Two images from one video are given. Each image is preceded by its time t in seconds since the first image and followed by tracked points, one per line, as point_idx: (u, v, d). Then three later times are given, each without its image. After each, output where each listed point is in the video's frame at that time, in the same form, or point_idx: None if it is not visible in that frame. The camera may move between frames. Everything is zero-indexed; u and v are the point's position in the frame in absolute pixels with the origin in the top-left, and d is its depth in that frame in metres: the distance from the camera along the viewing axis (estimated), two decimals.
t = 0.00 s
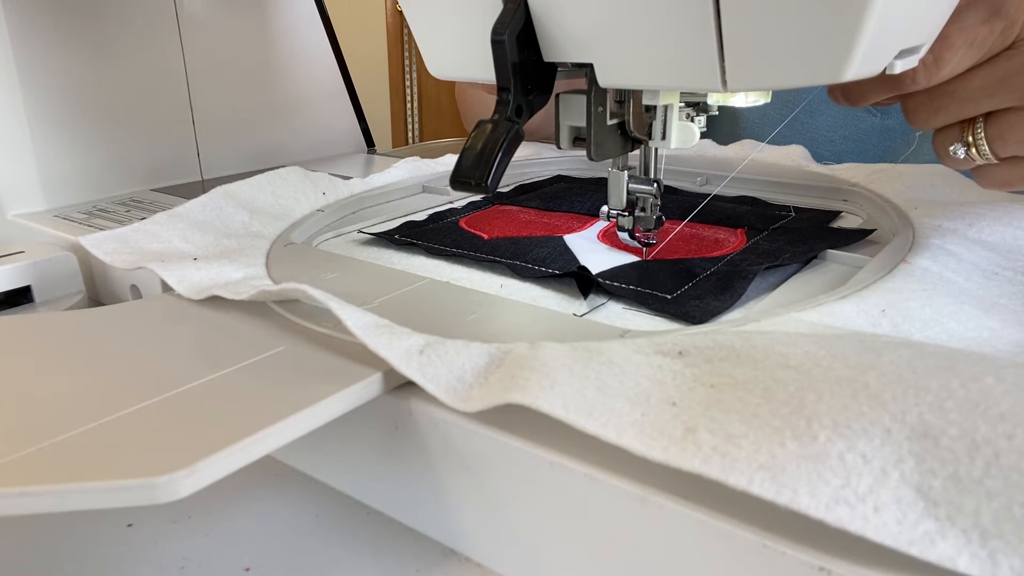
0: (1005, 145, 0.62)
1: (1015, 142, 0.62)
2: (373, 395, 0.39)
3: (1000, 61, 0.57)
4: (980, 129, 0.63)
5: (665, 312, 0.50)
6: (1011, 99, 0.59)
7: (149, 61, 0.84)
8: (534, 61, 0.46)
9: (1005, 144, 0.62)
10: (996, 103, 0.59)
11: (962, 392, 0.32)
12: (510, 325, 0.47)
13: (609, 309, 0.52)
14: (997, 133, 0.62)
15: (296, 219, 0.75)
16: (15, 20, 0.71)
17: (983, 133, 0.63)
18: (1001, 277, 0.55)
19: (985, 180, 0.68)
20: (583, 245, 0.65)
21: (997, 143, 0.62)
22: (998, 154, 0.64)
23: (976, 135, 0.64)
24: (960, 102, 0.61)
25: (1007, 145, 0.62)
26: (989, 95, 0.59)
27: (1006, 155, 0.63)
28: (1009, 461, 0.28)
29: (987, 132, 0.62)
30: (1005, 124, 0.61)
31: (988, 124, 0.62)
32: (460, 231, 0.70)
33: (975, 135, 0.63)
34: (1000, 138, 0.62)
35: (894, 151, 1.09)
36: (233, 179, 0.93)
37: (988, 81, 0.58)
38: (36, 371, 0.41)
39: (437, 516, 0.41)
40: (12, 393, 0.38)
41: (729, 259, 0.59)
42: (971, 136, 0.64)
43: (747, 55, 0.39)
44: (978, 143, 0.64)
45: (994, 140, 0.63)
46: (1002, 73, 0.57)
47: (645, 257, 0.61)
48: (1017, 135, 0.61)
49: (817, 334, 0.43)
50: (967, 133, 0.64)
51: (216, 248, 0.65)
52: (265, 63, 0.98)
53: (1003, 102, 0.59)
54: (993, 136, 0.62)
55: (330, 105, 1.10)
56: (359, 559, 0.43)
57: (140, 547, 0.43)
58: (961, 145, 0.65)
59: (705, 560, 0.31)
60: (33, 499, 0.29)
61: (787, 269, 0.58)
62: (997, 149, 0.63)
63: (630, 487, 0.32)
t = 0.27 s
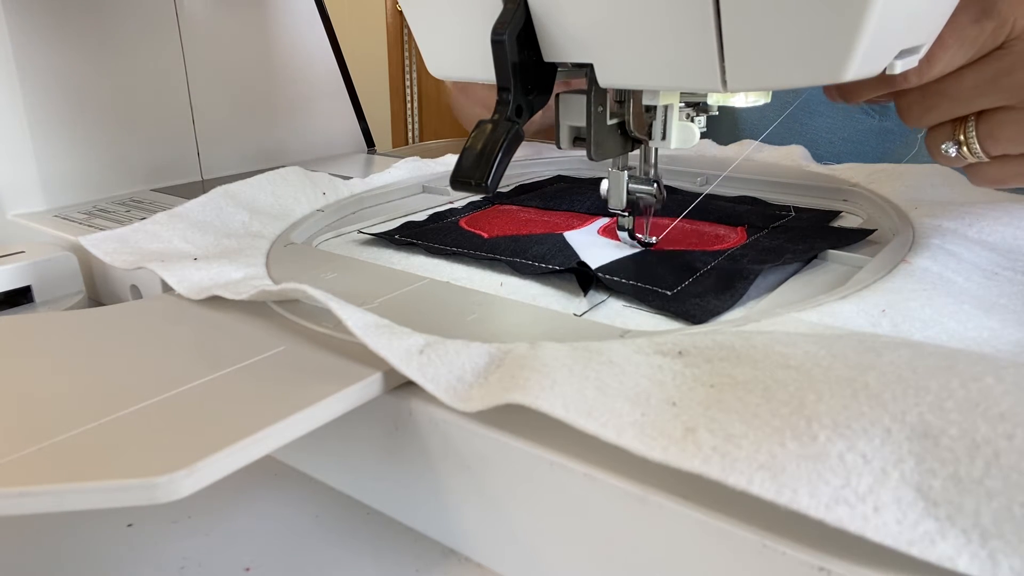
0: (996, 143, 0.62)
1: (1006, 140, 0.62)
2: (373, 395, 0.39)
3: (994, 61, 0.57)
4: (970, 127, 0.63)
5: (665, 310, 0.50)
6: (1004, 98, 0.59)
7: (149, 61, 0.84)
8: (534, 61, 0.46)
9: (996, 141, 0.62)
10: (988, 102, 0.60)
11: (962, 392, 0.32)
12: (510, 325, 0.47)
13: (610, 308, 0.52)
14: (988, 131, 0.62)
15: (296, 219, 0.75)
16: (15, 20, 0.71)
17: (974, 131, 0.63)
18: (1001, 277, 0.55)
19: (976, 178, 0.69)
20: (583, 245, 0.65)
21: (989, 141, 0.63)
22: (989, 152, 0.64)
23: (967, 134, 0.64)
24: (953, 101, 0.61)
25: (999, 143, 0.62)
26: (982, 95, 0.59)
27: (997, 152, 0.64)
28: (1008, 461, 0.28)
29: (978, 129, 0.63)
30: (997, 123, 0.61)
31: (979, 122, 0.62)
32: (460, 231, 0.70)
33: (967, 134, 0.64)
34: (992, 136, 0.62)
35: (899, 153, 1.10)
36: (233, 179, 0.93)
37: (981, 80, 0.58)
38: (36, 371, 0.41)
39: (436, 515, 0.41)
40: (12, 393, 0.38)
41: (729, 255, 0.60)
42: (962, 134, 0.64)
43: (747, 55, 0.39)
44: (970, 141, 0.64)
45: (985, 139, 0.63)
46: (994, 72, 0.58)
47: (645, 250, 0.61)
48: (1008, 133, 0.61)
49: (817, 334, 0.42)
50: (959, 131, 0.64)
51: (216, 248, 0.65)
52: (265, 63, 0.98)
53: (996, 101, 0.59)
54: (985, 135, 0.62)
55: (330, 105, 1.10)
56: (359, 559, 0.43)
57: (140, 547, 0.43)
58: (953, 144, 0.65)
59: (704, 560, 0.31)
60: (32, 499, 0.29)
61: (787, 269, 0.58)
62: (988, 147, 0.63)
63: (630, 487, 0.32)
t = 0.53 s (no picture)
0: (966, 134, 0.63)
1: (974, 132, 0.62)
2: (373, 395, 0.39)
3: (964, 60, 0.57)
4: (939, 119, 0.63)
5: (665, 312, 0.50)
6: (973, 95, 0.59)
7: (149, 60, 0.84)
8: (534, 61, 0.46)
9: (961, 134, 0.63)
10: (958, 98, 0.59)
11: (962, 392, 0.32)
12: (510, 325, 0.47)
13: (609, 309, 0.52)
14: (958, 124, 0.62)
15: (296, 219, 0.75)
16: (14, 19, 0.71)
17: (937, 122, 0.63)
18: (1001, 277, 0.55)
19: (943, 166, 0.69)
20: (583, 245, 0.65)
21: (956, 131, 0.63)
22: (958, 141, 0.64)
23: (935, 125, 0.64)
24: (923, 92, 0.60)
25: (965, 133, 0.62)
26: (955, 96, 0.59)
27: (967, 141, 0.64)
28: (1008, 461, 0.28)
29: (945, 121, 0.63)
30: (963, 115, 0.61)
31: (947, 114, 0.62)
32: (460, 231, 0.70)
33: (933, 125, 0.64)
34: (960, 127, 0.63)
35: (897, 154, 1.08)
36: (233, 179, 0.93)
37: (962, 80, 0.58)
38: (36, 371, 0.41)
39: (436, 515, 0.41)
40: (12, 393, 0.38)
41: (729, 259, 0.59)
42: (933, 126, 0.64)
43: (746, 56, 0.39)
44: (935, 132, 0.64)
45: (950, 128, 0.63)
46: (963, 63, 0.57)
47: (645, 257, 0.61)
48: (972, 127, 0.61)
49: (817, 334, 0.42)
50: (927, 122, 0.64)
51: (216, 248, 0.65)
52: (265, 62, 0.98)
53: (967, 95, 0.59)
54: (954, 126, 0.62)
55: (330, 105, 1.10)
56: (359, 558, 0.43)
57: (140, 547, 0.43)
58: (920, 134, 0.65)
59: (704, 560, 0.31)
60: (32, 498, 0.29)
61: (787, 269, 0.58)
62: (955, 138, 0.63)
63: (630, 487, 0.32)
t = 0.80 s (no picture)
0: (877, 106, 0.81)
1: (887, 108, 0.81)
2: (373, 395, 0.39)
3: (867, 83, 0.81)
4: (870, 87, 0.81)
5: (665, 312, 0.50)
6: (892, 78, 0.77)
7: (149, 61, 0.84)
8: (534, 61, 0.46)
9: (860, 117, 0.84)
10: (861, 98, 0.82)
11: (962, 392, 0.32)
12: (510, 324, 0.47)
13: (610, 309, 0.52)
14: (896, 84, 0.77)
15: (296, 219, 0.75)
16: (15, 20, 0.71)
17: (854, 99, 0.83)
18: (1001, 277, 0.55)
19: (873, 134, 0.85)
20: (583, 245, 0.65)
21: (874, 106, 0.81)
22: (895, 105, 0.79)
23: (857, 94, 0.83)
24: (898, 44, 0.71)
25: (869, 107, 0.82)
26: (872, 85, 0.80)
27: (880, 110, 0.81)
28: (1008, 460, 0.28)
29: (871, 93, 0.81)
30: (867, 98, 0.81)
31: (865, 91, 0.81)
32: (460, 231, 0.70)
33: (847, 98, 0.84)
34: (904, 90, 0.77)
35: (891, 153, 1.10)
36: (233, 179, 0.93)
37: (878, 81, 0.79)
38: (36, 371, 0.41)
39: (436, 515, 0.41)
40: (12, 392, 0.38)
41: (729, 259, 0.59)
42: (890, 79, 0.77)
43: (746, 56, 0.39)
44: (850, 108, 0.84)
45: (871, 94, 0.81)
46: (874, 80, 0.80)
47: (645, 257, 0.61)
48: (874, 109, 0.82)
49: (817, 334, 0.42)
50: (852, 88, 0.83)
51: (216, 248, 0.65)
52: (265, 62, 0.98)
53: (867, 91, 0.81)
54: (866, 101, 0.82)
55: (330, 105, 1.10)
56: (359, 559, 0.42)
57: (140, 547, 0.43)
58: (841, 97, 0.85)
59: (705, 561, 0.31)
60: (32, 499, 0.29)
61: (787, 269, 0.58)
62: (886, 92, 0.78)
63: (630, 487, 0.32)
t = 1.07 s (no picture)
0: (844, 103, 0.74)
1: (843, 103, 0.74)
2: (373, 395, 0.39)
3: (895, 76, 0.72)
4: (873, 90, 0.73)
5: (665, 312, 0.50)
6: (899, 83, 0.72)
7: (150, 61, 0.84)
8: (534, 61, 0.46)
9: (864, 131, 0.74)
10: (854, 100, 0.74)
11: (961, 392, 0.32)
12: (510, 324, 0.47)
13: (610, 309, 0.52)
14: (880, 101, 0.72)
15: (296, 219, 0.75)
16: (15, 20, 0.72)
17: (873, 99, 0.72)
18: (1001, 277, 0.55)
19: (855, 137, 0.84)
20: (583, 245, 0.65)
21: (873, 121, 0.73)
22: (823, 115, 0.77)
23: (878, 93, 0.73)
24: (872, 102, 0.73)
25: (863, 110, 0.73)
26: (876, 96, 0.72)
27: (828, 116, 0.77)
28: (1008, 460, 0.28)
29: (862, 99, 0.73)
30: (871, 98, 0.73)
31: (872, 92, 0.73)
32: (460, 230, 0.70)
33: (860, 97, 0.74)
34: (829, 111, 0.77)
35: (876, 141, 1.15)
36: (233, 179, 0.93)
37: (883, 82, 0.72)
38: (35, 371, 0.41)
39: (437, 515, 0.41)
40: (12, 392, 0.38)
41: (729, 259, 0.59)
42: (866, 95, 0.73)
43: (747, 56, 0.39)
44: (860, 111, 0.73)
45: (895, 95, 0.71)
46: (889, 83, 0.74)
47: (645, 256, 0.61)
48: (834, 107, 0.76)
49: (817, 334, 0.43)
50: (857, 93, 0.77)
51: (216, 248, 0.65)
52: (265, 63, 0.98)
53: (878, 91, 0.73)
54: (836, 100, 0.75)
55: (330, 105, 1.10)
56: (359, 559, 0.42)
57: (140, 547, 0.43)
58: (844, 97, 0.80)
59: (705, 561, 0.31)
60: (32, 499, 0.29)
61: (787, 269, 0.58)
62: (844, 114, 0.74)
63: (629, 487, 0.32)
